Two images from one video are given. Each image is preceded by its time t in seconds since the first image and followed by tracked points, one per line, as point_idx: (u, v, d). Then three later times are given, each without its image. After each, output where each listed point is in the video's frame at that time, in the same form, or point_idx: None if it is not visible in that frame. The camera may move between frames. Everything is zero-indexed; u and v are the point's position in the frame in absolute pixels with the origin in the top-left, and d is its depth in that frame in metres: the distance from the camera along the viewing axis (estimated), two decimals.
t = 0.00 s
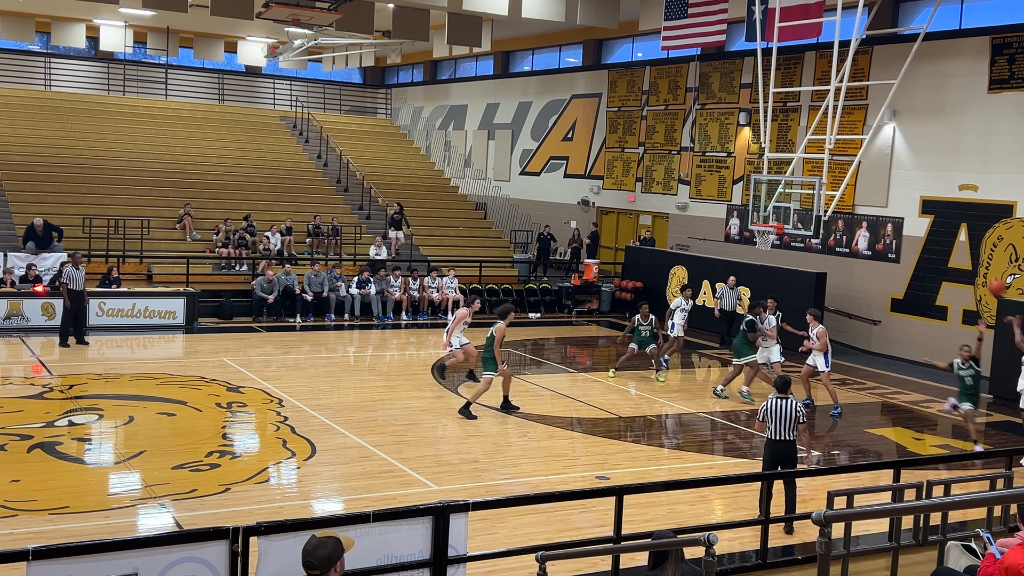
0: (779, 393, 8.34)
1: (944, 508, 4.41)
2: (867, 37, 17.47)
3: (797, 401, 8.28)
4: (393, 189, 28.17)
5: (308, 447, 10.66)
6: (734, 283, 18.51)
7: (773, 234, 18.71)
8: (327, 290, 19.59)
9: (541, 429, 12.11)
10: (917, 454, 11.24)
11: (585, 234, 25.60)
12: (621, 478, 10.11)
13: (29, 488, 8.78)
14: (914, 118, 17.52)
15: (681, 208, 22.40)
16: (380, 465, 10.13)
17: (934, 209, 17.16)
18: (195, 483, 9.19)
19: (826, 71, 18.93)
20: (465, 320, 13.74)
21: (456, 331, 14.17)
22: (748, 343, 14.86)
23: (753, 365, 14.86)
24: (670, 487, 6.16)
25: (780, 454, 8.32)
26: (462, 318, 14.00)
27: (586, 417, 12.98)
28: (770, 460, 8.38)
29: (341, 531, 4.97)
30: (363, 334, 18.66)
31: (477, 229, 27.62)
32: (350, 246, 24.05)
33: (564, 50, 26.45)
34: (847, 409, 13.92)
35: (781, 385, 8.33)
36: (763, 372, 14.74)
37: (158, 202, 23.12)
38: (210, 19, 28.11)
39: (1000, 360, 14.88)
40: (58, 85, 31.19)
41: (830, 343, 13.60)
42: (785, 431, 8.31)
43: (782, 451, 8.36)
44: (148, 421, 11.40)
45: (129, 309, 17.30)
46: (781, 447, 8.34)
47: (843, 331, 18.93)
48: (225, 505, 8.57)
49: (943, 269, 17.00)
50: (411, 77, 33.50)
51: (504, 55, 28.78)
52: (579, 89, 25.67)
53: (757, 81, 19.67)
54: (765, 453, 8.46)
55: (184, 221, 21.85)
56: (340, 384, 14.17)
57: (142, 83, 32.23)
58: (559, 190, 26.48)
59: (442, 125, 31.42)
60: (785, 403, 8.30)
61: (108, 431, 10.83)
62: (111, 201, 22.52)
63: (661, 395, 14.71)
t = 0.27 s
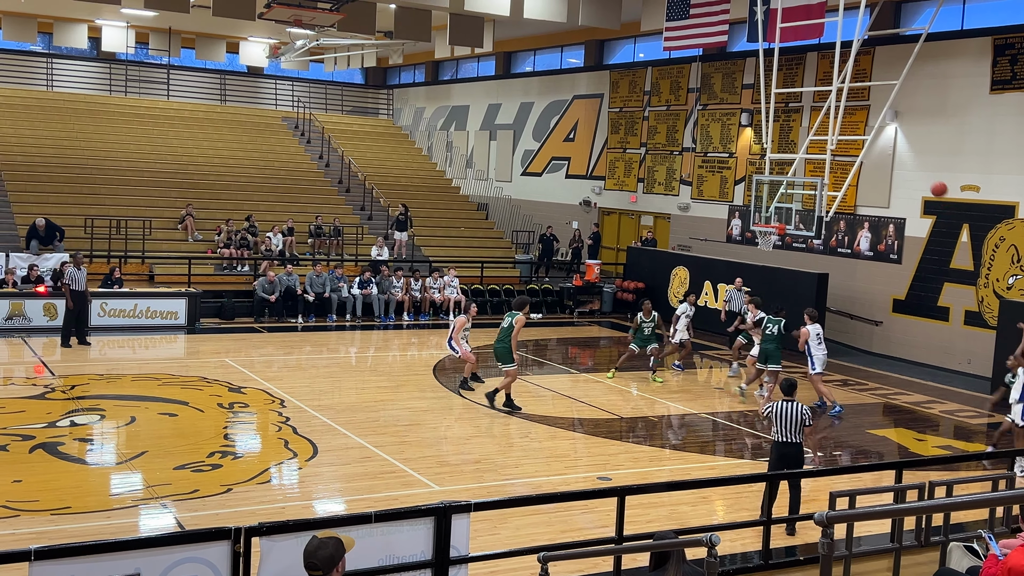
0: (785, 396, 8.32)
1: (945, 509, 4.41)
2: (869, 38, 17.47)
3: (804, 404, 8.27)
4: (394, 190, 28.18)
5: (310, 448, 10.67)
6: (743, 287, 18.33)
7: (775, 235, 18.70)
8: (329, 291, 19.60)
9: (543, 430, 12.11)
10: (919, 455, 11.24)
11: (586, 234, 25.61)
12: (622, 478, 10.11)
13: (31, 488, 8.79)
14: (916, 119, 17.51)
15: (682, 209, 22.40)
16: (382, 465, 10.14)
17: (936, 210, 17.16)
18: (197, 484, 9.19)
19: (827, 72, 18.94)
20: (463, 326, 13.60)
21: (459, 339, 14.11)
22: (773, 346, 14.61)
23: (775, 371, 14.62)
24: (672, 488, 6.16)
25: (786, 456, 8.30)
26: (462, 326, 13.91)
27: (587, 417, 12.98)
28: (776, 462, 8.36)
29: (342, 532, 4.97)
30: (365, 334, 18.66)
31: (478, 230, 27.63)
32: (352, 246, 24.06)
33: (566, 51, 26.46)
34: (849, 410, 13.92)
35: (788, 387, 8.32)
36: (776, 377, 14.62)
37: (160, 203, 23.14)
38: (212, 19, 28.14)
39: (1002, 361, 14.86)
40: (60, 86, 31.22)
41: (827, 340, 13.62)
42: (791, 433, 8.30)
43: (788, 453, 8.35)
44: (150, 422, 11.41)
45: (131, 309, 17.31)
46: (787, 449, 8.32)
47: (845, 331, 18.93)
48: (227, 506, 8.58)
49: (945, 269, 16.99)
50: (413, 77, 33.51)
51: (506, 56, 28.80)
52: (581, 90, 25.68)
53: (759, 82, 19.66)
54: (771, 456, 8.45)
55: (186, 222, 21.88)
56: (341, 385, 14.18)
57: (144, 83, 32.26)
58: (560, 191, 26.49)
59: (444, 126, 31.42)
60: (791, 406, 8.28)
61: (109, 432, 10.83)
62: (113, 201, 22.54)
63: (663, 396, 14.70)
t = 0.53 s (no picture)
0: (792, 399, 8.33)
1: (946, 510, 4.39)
2: (870, 39, 17.48)
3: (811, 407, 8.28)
4: (396, 191, 28.19)
5: (312, 448, 10.67)
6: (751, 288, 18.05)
7: (777, 235, 18.68)
8: (331, 291, 19.61)
9: (545, 431, 12.11)
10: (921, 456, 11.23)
11: (588, 235, 25.61)
12: (624, 479, 10.10)
13: (33, 489, 8.79)
14: (918, 119, 17.49)
15: (684, 210, 22.40)
16: (383, 466, 10.14)
17: (938, 210, 17.14)
18: (198, 484, 9.19)
19: (829, 73, 18.93)
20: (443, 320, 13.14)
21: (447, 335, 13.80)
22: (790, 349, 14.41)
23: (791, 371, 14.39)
24: (674, 489, 6.16)
25: (793, 458, 8.27)
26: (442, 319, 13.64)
27: (589, 418, 12.98)
28: (783, 464, 8.32)
29: (344, 533, 4.97)
30: (366, 335, 18.66)
31: (480, 230, 27.64)
32: (353, 247, 24.07)
33: (567, 52, 26.45)
34: (851, 411, 13.91)
35: (793, 390, 8.34)
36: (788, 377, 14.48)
37: (162, 204, 23.16)
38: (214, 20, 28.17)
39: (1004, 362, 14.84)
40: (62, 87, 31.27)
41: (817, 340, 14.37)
42: (798, 436, 8.30)
43: (795, 455, 8.30)
44: (151, 422, 11.41)
45: (132, 310, 17.32)
46: (793, 452, 8.30)
47: (847, 332, 18.92)
48: (228, 506, 8.59)
49: (947, 270, 16.97)
50: (415, 78, 33.52)
51: (508, 57, 28.81)
52: (582, 90, 25.68)
53: (761, 82, 19.65)
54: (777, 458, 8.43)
55: (187, 222, 21.89)
56: (343, 385, 14.18)
57: (146, 84, 32.30)
58: (562, 191, 26.49)
59: (445, 127, 31.42)
60: (798, 409, 8.28)
61: (111, 432, 10.84)
62: (115, 202, 22.56)
63: (664, 396, 14.70)
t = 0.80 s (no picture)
0: (796, 401, 8.33)
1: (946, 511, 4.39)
2: (871, 39, 17.48)
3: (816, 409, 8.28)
4: (397, 192, 28.20)
5: (312, 449, 10.68)
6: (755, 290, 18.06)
7: (778, 236, 18.68)
8: (332, 292, 19.61)
9: (545, 431, 12.11)
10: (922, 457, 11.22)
11: (589, 236, 25.61)
12: (625, 480, 10.10)
13: (34, 489, 8.80)
14: (919, 120, 17.49)
15: (685, 211, 22.40)
16: (384, 467, 10.14)
17: (939, 211, 17.14)
18: (199, 485, 9.20)
19: (830, 73, 18.93)
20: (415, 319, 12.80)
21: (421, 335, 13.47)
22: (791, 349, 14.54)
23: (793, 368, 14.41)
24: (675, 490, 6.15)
25: (794, 461, 8.28)
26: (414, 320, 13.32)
27: (589, 419, 12.98)
28: (784, 466, 8.33)
29: (345, 534, 4.98)
30: (367, 335, 18.66)
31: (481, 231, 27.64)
32: (354, 248, 24.07)
33: (568, 53, 26.46)
34: (852, 412, 13.91)
35: (797, 393, 8.33)
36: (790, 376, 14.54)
37: (163, 204, 23.17)
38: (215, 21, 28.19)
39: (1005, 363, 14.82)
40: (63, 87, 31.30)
41: (819, 338, 14.21)
42: (800, 438, 8.29)
43: (797, 458, 8.31)
44: (152, 423, 11.42)
45: (133, 311, 17.33)
46: (795, 454, 8.30)
47: (847, 333, 18.92)
48: (229, 507, 8.59)
49: (948, 271, 16.96)
50: (416, 78, 33.52)
51: (509, 58, 28.82)
52: (583, 91, 25.67)
53: (762, 83, 19.65)
54: (779, 460, 8.43)
55: (189, 223, 21.90)
56: (344, 386, 14.18)
57: (147, 85, 32.33)
58: (563, 192, 26.50)
59: (446, 127, 31.43)
60: (802, 411, 8.28)
61: (112, 433, 10.84)
62: (116, 203, 22.58)
63: (665, 397, 14.70)
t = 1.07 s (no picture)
0: (791, 403, 8.36)
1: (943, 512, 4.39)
2: (871, 40, 17.49)
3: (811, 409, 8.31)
4: (396, 192, 28.20)
5: (312, 450, 10.67)
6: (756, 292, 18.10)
7: (778, 237, 18.69)
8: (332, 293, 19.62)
9: (544, 432, 12.11)
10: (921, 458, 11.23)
11: (588, 236, 25.62)
12: (624, 481, 10.10)
13: (34, 490, 8.80)
14: (918, 121, 17.49)
15: (685, 211, 22.40)
16: (384, 467, 10.14)
17: (939, 212, 17.14)
18: (199, 485, 9.19)
19: (830, 74, 18.93)
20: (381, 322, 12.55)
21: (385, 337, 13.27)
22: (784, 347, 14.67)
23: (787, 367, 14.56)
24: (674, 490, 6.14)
25: (791, 462, 8.22)
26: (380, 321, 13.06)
27: (589, 419, 12.98)
28: (780, 468, 8.28)
29: (344, 534, 4.97)
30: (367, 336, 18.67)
31: (480, 232, 27.65)
32: (354, 248, 24.07)
33: (568, 53, 26.47)
34: (851, 413, 13.91)
35: (793, 394, 8.36)
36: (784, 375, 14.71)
37: (163, 205, 23.17)
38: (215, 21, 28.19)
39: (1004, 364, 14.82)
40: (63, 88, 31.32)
41: (814, 339, 14.35)
42: (795, 440, 8.29)
43: (793, 460, 8.27)
44: (152, 424, 11.42)
45: (133, 311, 17.33)
46: (792, 456, 8.25)
47: (847, 334, 18.93)
48: (228, 507, 8.59)
49: (948, 272, 16.97)
50: (415, 79, 33.52)
51: (508, 58, 28.83)
52: (583, 92, 25.67)
53: (761, 84, 19.66)
54: (775, 462, 8.39)
55: (189, 223, 21.90)
56: (343, 386, 14.19)
57: (146, 85, 32.35)
58: (562, 193, 26.51)
59: (446, 128, 31.43)
60: (797, 412, 8.31)
61: (112, 433, 10.84)
62: (116, 203, 22.58)
63: (665, 398, 14.70)
